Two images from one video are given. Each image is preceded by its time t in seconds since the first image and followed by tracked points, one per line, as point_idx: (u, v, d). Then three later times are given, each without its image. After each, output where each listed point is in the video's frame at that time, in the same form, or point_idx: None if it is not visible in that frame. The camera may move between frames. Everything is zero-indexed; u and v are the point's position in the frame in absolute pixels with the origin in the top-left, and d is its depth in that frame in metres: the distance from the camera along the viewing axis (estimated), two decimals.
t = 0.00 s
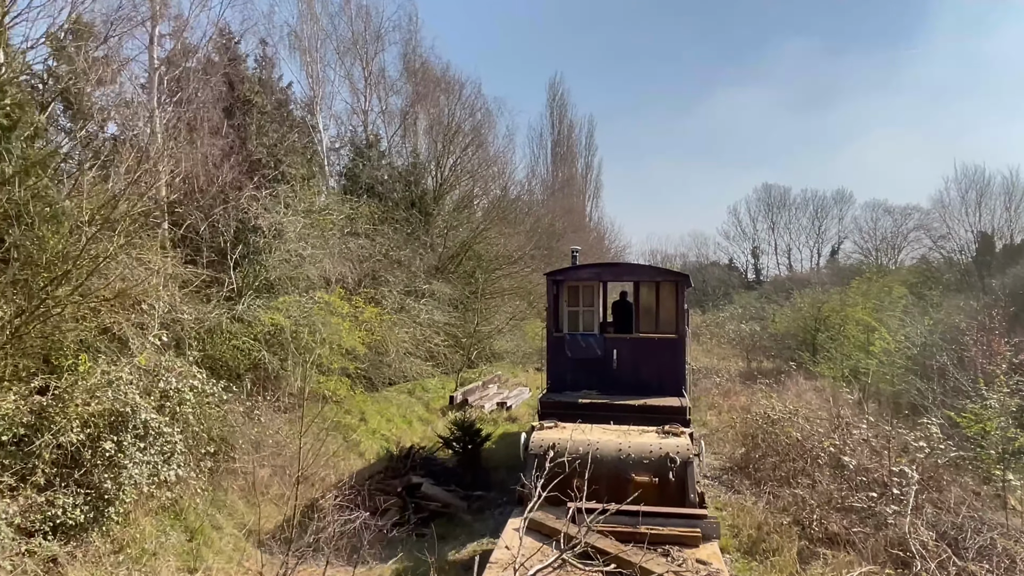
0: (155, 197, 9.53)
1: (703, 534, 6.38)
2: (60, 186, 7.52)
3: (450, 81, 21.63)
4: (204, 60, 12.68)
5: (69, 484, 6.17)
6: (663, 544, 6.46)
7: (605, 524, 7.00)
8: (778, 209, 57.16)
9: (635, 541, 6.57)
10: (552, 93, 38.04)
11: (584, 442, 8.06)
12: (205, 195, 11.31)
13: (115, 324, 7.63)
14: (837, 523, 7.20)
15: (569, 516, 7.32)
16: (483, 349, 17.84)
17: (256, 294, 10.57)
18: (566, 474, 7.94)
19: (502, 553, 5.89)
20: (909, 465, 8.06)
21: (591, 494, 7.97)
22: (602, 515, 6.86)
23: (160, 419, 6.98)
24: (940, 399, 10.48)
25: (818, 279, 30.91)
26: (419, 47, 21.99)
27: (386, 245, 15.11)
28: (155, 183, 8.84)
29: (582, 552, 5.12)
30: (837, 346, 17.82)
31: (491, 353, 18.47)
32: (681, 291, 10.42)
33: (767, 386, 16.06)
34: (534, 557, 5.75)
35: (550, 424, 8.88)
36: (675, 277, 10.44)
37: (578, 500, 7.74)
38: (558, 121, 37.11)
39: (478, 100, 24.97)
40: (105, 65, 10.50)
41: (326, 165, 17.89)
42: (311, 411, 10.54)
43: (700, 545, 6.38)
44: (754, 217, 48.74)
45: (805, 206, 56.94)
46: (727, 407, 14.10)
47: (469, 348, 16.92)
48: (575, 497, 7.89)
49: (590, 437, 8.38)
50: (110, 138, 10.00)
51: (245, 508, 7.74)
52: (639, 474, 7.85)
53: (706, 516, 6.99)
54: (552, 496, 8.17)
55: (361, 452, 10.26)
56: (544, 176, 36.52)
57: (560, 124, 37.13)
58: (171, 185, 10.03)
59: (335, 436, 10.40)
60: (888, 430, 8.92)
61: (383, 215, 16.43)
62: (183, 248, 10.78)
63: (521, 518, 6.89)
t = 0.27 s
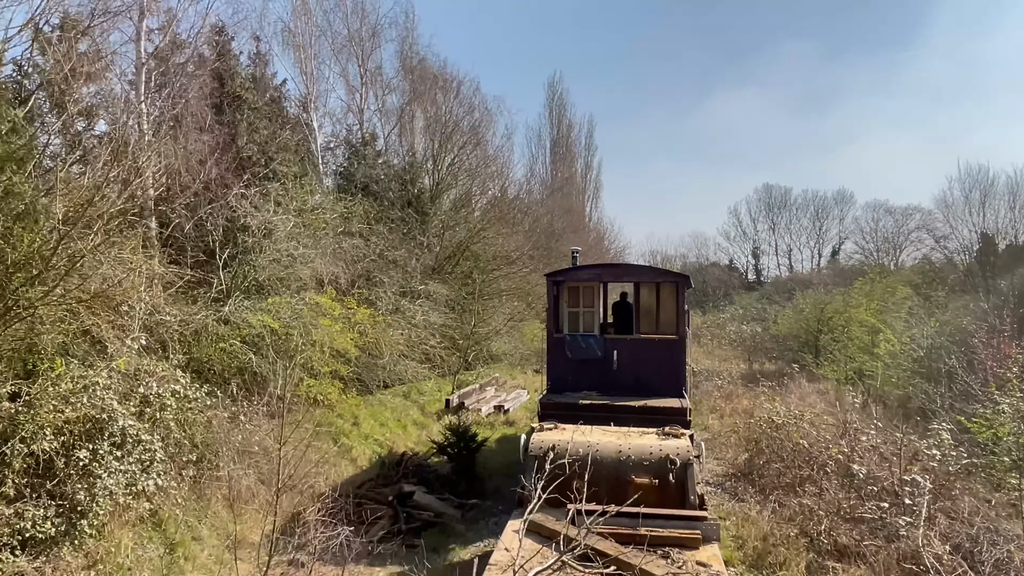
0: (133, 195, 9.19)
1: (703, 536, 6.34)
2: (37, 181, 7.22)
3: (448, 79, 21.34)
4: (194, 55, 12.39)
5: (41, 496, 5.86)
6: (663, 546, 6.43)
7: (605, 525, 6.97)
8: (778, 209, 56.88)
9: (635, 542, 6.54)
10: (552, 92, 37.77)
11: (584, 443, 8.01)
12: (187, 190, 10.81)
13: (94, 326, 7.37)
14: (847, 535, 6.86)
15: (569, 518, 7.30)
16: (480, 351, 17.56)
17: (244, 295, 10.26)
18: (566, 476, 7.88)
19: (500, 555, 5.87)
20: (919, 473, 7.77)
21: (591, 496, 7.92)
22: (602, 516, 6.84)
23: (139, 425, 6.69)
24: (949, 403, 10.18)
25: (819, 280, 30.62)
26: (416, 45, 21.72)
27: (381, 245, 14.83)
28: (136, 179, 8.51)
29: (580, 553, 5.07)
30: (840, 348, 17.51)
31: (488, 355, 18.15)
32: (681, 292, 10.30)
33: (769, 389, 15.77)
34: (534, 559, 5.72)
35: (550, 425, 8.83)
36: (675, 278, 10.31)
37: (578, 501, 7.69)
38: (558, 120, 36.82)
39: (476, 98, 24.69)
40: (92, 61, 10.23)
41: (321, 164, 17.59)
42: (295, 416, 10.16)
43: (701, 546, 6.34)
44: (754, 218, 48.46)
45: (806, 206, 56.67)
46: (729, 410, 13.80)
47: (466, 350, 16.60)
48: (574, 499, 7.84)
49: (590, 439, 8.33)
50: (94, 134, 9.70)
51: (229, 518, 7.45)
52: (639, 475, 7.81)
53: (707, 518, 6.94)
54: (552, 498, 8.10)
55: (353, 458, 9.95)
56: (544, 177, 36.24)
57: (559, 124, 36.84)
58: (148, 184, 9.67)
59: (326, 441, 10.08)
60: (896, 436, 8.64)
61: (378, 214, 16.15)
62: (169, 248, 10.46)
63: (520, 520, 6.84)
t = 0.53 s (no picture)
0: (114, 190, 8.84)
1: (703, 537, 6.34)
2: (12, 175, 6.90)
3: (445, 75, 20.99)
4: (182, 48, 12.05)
5: (9, 507, 5.52)
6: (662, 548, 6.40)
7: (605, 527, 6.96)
8: (779, 209, 56.58)
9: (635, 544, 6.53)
10: (551, 92, 37.50)
11: (584, 444, 7.97)
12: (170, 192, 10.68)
13: (70, 328, 7.02)
14: (859, 547, 6.51)
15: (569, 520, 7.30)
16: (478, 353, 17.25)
17: (232, 295, 9.92)
18: (566, 477, 7.83)
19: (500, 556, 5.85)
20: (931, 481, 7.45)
21: (591, 498, 7.88)
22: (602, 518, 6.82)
23: (116, 434, 6.37)
24: (959, 407, 9.85)
25: (821, 281, 30.32)
26: (412, 42, 21.38)
27: (376, 245, 14.52)
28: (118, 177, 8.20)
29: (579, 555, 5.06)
30: (844, 350, 17.19)
31: (486, 357, 17.85)
32: (681, 293, 10.10)
33: (772, 392, 15.46)
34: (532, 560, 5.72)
35: (549, 427, 8.77)
36: (675, 278, 10.12)
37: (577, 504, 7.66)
38: (557, 120, 36.52)
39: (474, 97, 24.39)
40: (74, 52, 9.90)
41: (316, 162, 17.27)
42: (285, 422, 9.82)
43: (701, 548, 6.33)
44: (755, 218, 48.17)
45: (806, 207, 56.38)
46: (732, 414, 13.50)
47: (463, 352, 16.28)
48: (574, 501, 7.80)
49: (590, 441, 8.28)
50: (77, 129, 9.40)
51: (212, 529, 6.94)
52: (639, 477, 7.78)
53: (707, 520, 6.91)
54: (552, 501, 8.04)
55: (344, 464, 9.64)
56: (543, 177, 35.94)
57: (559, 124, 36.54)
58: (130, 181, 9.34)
59: (316, 447, 9.77)
60: (906, 442, 8.32)
61: (373, 213, 15.84)
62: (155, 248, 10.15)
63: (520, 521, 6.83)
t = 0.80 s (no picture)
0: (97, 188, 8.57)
1: (704, 539, 6.33)
2: None
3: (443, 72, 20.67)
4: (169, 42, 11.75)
5: None
6: (663, 548, 6.40)
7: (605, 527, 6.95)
8: (780, 209, 56.34)
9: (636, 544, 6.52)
10: (551, 91, 37.26)
11: (584, 445, 7.94)
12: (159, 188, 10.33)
13: (47, 330, 6.75)
14: (871, 561, 6.20)
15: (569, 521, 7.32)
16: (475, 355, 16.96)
17: (220, 297, 9.65)
18: (566, 478, 7.81)
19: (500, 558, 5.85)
20: (947, 491, 7.13)
21: (591, 499, 7.84)
22: (602, 520, 6.81)
23: (93, 441, 6.10)
24: (969, 411, 9.57)
25: (823, 281, 30.04)
26: (410, 39, 21.09)
27: (371, 244, 14.25)
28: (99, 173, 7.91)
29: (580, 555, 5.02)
30: (848, 352, 16.91)
31: (483, 359, 17.57)
32: (681, 294, 10.04)
33: (775, 394, 15.17)
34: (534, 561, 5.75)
35: (550, 427, 8.74)
36: (675, 280, 10.04)
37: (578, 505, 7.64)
38: (557, 119, 36.29)
39: (473, 95, 24.11)
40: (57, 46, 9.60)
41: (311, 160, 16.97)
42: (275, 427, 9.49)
43: (702, 550, 6.32)
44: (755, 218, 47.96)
45: (807, 207, 56.11)
46: (734, 417, 13.23)
47: (460, 354, 15.99)
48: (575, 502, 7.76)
49: (590, 441, 8.25)
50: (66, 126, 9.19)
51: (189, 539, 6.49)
52: (640, 478, 7.76)
53: (708, 521, 6.88)
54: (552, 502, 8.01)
55: (335, 470, 9.36)
56: (542, 176, 35.70)
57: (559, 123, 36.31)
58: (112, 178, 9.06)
59: (307, 452, 9.49)
60: (917, 449, 8.01)
61: (369, 212, 15.56)
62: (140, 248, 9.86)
63: (520, 522, 6.81)
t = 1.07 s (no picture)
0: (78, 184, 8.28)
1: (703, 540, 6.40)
2: None
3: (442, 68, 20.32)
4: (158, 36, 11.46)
5: None
6: (663, 549, 6.47)
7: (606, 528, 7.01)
8: (781, 209, 56.03)
9: (636, 545, 6.59)
10: (551, 90, 36.97)
11: (584, 446, 7.97)
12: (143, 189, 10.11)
13: (22, 332, 6.43)
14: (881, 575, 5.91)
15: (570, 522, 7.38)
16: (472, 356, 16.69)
17: (209, 297, 9.35)
18: (566, 479, 7.84)
19: (502, 559, 5.93)
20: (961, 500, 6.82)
21: (592, 500, 7.89)
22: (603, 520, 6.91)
23: (66, 449, 5.82)
24: (979, 415, 9.27)
25: (826, 281, 29.71)
26: (407, 35, 20.80)
27: (367, 243, 13.97)
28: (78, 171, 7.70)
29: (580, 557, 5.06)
30: (852, 354, 16.61)
31: (481, 360, 17.29)
32: (682, 295, 10.03)
33: (778, 397, 14.88)
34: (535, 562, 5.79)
35: (550, 428, 8.77)
36: (676, 280, 10.03)
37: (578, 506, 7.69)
38: (557, 118, 35.99)
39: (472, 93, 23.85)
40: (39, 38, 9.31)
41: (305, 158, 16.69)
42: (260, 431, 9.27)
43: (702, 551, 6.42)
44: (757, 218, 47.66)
45: (808, 207, 55.80)
46: (736, 420, 12.95)
47: (458, 356, 15.72)
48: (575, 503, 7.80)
49: (590, 442, 8.30)
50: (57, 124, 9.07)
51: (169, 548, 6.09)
52: (640, 479, 7.83)
53: (708, 522, 6.97)
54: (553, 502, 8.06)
55: (327, 476, 9.08)
56: (542, 175, 35.41)
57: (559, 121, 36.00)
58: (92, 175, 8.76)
59: (297, 457, 9.22)
60: (928, 456, 7.71)
61: (364, 212, 15.28)
62: (125, 247, 9.56)
63: (521, 524, 6.84)
